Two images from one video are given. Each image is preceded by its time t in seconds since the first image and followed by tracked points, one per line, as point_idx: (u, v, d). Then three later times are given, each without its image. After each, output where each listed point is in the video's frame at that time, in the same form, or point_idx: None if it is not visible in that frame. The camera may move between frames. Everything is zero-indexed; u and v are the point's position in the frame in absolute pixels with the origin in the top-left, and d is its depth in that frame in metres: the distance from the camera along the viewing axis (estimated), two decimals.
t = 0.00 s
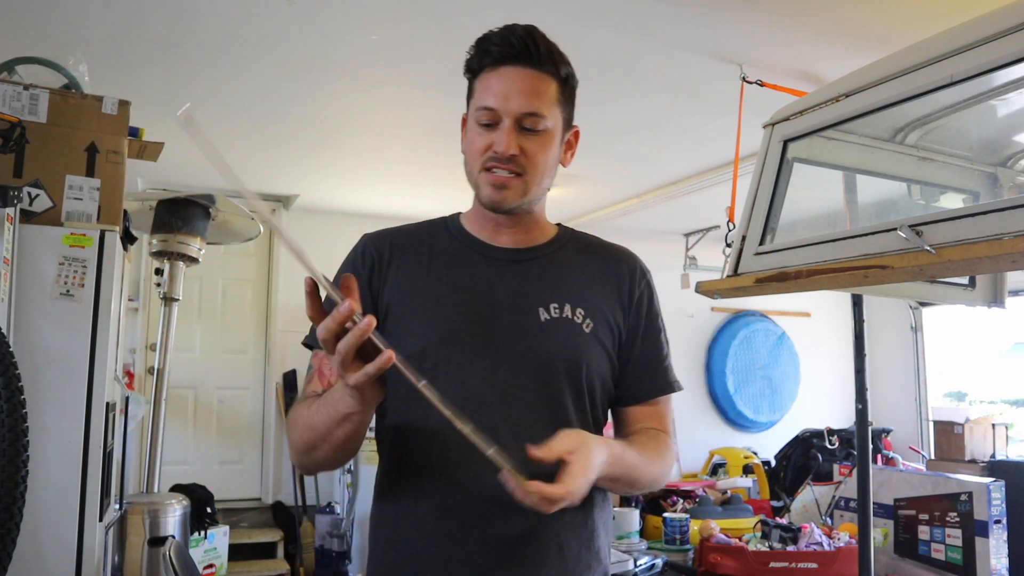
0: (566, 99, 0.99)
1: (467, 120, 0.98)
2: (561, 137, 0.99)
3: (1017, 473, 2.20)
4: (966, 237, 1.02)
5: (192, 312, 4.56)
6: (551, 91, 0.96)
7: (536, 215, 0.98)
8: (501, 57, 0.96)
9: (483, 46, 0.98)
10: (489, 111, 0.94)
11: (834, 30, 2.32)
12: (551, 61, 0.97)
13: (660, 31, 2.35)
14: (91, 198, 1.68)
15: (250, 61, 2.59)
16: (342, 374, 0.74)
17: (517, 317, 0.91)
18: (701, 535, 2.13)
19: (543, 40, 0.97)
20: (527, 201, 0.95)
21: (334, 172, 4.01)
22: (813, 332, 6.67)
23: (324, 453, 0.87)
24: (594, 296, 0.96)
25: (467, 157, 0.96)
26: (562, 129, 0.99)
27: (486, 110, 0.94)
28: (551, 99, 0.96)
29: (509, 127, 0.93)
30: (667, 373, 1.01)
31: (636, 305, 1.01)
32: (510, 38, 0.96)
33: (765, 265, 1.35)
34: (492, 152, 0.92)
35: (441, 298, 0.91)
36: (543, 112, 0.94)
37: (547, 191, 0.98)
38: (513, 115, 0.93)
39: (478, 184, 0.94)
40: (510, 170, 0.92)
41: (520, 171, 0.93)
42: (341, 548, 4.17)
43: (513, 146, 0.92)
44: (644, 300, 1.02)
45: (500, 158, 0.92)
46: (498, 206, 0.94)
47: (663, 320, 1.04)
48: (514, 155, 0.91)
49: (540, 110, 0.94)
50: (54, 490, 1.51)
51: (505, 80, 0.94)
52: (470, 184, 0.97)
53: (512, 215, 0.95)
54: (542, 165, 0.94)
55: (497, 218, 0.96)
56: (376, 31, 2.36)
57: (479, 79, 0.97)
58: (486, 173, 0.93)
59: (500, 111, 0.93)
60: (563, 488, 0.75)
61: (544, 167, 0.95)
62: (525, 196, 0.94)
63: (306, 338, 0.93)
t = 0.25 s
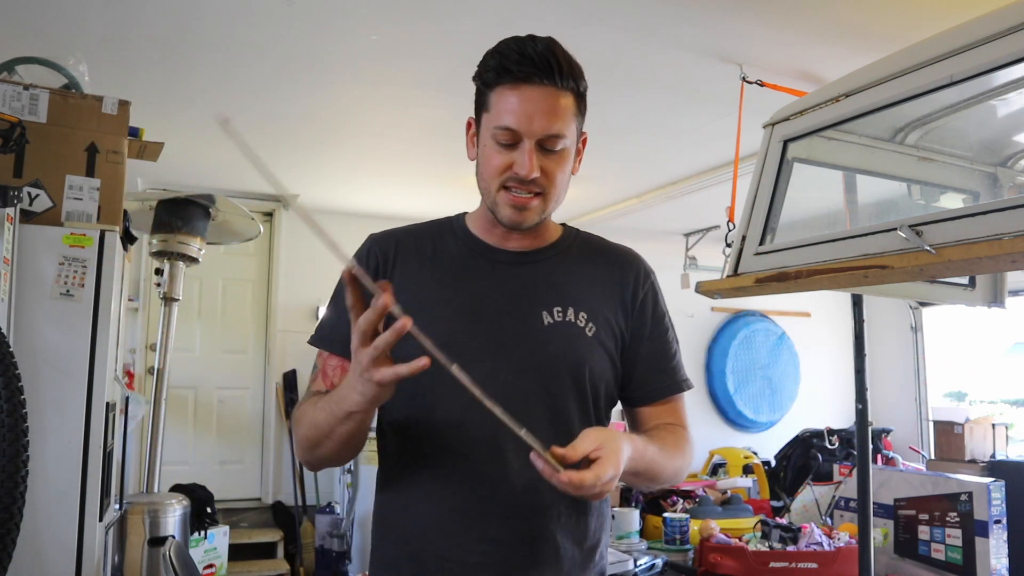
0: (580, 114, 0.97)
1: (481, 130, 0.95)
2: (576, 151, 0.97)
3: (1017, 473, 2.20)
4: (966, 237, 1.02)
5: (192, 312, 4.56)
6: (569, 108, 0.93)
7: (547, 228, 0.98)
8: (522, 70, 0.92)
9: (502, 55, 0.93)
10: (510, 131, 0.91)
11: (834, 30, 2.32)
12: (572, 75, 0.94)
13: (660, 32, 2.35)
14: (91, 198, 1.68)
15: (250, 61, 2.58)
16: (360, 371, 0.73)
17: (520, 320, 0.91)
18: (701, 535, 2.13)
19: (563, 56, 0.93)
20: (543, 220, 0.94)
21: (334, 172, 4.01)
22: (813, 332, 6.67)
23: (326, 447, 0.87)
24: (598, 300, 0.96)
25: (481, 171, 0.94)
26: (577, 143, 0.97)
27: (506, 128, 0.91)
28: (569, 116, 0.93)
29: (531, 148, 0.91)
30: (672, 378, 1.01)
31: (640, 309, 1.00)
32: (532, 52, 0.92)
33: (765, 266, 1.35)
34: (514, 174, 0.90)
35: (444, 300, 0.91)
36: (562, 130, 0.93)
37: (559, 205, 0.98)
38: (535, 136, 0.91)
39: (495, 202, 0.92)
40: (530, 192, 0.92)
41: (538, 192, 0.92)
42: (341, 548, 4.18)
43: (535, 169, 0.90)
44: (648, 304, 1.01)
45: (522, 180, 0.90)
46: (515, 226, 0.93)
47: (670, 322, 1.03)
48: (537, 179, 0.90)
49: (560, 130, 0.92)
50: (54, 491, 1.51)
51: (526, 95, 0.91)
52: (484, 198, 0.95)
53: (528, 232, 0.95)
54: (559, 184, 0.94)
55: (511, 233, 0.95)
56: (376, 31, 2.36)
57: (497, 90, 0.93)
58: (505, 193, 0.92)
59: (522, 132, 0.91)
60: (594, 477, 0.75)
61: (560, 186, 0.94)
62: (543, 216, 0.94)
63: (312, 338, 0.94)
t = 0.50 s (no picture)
0: (577, 116, 0.97)
1: (478, 130, 0.94)
2: (573, 152, 0.97)
3: (1017, 473, 2.20)
4: (966, 237, 1.02)
5: (192, 312, 4.56)
6: (568, 110, 0.93)
7: (544, 229, 0.98)
8: (521, 71, 0.91)
9: (501, 55, 0.92)
10: (508, 133, 0.90)
11: (834, 30, 2.32)
12: (571, 77, 0.93)
13: (660, 32, 2.35)
14: (91, 198, 1.68)
15: (250, 61, 2.58)
16: (366, 351, 0.75)
17: (512, 318, 0.92)
18: (701, 535, 2.13)
19: (562, 59, 0.93)
20: (541, 221, 0.94)
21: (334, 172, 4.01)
22: (813, 332, 6.68)
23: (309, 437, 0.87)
24: (592, 299, 0.96)
25: (477, 172, 0.94)
26: (574, 144, 0.97)
27: (505, 130, 0.90)
28: (567, 118, 0.93)
29: (530, 150, 0.90)
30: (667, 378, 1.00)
31: (635, 308, 1.00)
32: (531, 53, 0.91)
33: (765, 265, 1.35)
34: (513, 176, 0.90)
35: (438, 299, 0.92)
36: (561, 132, 0.92)
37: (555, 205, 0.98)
38: (534, 139, 0.90)
39: (493, 203, 0.92)
40: (529, 194, 0.91)
41: (537, 194, 0.92)
42: (341, 548, 4.18)
43: (534, 171, 0.90)
44: (642, 304, 1.00)
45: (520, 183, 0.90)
46: (513, 228, 0.93)
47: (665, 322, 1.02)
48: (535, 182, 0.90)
49: (558, 132, 0.92)
50: (54, 491, 1.51)
51: (525, 99, 0.91)
52: (481, 198, 0.94)
53: (525, 233, 0.95)
54: (557, 186, 0.94)
55: (507, 234, 0.95)
56: (376, 31, 2.36)
57: (494, 90, 0.92)
58: (503, 195, 0.92)
59: (521, 135, 0.90)
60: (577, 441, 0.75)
61: (558, 188, 0.94)
62: (540, 217, 0.94)
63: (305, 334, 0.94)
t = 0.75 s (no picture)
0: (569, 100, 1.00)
1: (474, 115, 0.97)
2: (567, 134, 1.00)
3: (1017, 473, 2.20)
4: (966, 238, 1.02)
5: (192, 312, 4.56)
6: (561, 91, 0.97)
7: (540, 212, 0.99)
8: (515, 56, 0.95)
9: (495, 42, 0.97)
10: (505, 109, 0.93)
11: (834, 30, 2.32)
12: (562, 62, 0.98)
13: (660, 31, 2.35)
14: (91, 198, 1.68)
15: (250, 61, 2.58)
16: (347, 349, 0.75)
17: (505, 317, 0.91)
18: (701, 535, 2.13)
19: (555, 43, 0.97)
20: (538, 198, 0.96)
21: (334, 172, 4.01)
22: (813, 332, 6.68)
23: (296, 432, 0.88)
24: (586, 296, 0.96)
25: (475, 152, 0.95)
26: (568, 128, 0.99)
27: (501, 108, 0.94)
28: (562, 98, 0.97)
29: (526, 125, 0.93)
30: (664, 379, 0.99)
31: (629, 307, 0.99)
32: (524, 37, 0.96)
33: (765, 265, 1.35)
34: (511, 151, 0.91)
35: (432, 296, 0.92)
36: (555, 110, 0.95)
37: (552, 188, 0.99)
38: (530, 114, 0.93)
39: (492, 181, 0.94)
40: (527, 168, 0.93)
41: (534, 170, 0.93)
42: (341, 548, 4.18)
43: (532, 145, 0.92)
44: (638, 304, 1.00)
45: (518, 156, 0.92)
46: (512, 203, 0.94)
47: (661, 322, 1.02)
48: (533, 154, 0.91)
49: (553, 109, 0.95)
50: (54, 491, 1.51)
51: (519, 77, 0.94)
52: (479, 181, 0.96)
53: (523, 212, 0.96)
54: (554, 163, 0.96)
55: (505, 217, 0.96)
56: (376, 31, 2.36)
57: (489, 75, 0.96)
58: (502, 170, 0.93)
59: (518, 110, 0.93)
60: (560, 434, 0.72)
61: (555, 165, 0.96)
62: (538, 193, 0.95)
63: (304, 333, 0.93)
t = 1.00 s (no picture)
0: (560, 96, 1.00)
1: (466, 118, 0.97)
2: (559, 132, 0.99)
3: (1018, 473, 2.20)
4: (966, 237, 1.02)
5: (192, 312, 4.56)
6: (550, 88, 0.97)
7: (538, 212, 0.98)
8: (503, 58, 0.96)
9: (482, 46, 0.97)
10: (496, 109, 0.93)
11: (834, 30, 2.32)
12: (548, 59, 0.98)
13: (660, 31, 2.35)
14: (91, 197, 1.68)
15: (249, 61, 2.58)
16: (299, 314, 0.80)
17: (500, 311, 0.91)
18: (701, 535, 2.13)
19: (540, 40, 0.98)
20: (536, 198, 0.95)
21: (334, 172, 4.01)
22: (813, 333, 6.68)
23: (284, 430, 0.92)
24: (583, 288, 0.94)
25: (471, 156, 0.95)
26: (560, 126, 0.99)
27: (492, 108, 0.94)
28: (551, 95, 0.96)
29: (519, 125, 0.93)
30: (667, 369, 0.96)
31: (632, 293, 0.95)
32: (509, 38, 0.96)
33: (765, 265, 1.35)
34: (506, 152, 0.91)
35: (427, 294, 0.93)
36: (546, 108, 0.95)
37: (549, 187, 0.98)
38: (522, 112, 0.93)
39: (489, 184, 0.93)
40: (524, 168, 0.92)
41: (531, 170, 0.92)
42: (341, 548, 4.19)
43: (526, 143, 0.91)
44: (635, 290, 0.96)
45: (514, 156, 0.91)
46: (512, 204, 0.93)
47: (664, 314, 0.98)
48: (528, 152, 0.91)
49: (544, 107, 0.95)
50: (53, 491, 1.51)
51: (507, 77, 0.95)
52: (477, 184, 0.95)
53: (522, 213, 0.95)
54: (550, 161, 0.94)
55: (505, 216, 0.96)
56: (376, 31, 2.36)
57: (478, 78, 0.96)
58: (499, 172, 0.92)
59: (509, 109, 0.93)
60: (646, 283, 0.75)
61: (551, 163, 0.95)
62: (536, 192, 0.94)
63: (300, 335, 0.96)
